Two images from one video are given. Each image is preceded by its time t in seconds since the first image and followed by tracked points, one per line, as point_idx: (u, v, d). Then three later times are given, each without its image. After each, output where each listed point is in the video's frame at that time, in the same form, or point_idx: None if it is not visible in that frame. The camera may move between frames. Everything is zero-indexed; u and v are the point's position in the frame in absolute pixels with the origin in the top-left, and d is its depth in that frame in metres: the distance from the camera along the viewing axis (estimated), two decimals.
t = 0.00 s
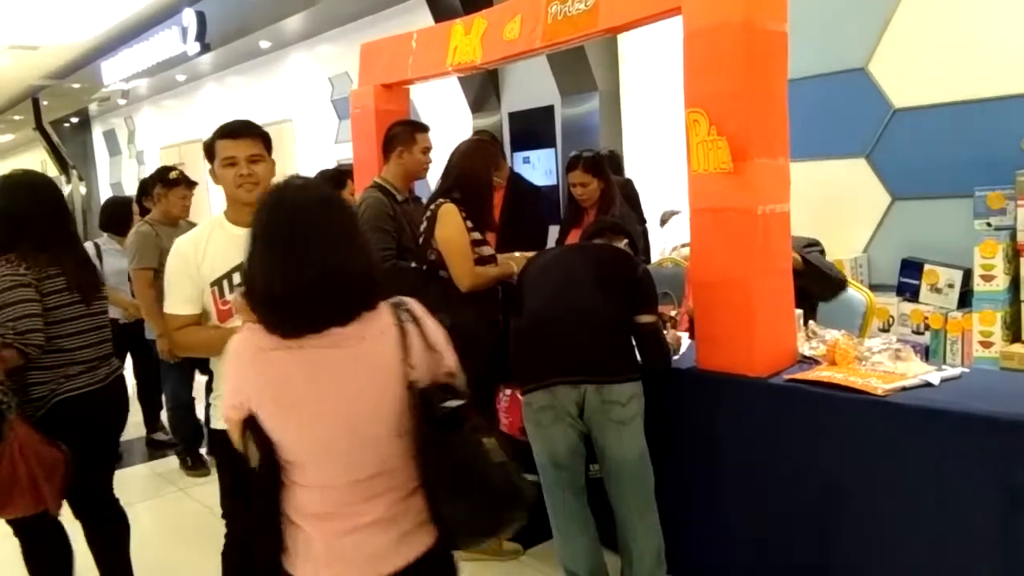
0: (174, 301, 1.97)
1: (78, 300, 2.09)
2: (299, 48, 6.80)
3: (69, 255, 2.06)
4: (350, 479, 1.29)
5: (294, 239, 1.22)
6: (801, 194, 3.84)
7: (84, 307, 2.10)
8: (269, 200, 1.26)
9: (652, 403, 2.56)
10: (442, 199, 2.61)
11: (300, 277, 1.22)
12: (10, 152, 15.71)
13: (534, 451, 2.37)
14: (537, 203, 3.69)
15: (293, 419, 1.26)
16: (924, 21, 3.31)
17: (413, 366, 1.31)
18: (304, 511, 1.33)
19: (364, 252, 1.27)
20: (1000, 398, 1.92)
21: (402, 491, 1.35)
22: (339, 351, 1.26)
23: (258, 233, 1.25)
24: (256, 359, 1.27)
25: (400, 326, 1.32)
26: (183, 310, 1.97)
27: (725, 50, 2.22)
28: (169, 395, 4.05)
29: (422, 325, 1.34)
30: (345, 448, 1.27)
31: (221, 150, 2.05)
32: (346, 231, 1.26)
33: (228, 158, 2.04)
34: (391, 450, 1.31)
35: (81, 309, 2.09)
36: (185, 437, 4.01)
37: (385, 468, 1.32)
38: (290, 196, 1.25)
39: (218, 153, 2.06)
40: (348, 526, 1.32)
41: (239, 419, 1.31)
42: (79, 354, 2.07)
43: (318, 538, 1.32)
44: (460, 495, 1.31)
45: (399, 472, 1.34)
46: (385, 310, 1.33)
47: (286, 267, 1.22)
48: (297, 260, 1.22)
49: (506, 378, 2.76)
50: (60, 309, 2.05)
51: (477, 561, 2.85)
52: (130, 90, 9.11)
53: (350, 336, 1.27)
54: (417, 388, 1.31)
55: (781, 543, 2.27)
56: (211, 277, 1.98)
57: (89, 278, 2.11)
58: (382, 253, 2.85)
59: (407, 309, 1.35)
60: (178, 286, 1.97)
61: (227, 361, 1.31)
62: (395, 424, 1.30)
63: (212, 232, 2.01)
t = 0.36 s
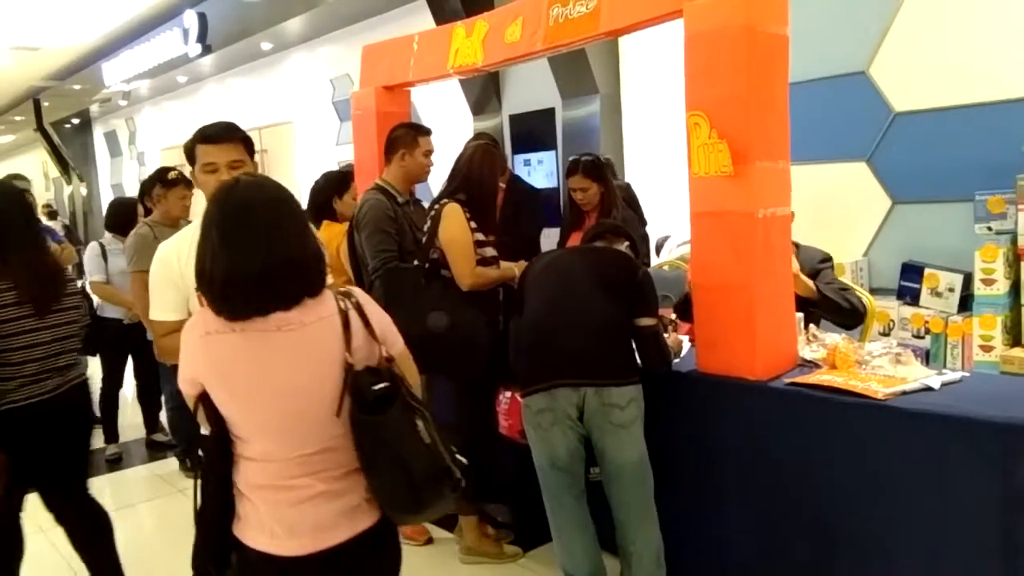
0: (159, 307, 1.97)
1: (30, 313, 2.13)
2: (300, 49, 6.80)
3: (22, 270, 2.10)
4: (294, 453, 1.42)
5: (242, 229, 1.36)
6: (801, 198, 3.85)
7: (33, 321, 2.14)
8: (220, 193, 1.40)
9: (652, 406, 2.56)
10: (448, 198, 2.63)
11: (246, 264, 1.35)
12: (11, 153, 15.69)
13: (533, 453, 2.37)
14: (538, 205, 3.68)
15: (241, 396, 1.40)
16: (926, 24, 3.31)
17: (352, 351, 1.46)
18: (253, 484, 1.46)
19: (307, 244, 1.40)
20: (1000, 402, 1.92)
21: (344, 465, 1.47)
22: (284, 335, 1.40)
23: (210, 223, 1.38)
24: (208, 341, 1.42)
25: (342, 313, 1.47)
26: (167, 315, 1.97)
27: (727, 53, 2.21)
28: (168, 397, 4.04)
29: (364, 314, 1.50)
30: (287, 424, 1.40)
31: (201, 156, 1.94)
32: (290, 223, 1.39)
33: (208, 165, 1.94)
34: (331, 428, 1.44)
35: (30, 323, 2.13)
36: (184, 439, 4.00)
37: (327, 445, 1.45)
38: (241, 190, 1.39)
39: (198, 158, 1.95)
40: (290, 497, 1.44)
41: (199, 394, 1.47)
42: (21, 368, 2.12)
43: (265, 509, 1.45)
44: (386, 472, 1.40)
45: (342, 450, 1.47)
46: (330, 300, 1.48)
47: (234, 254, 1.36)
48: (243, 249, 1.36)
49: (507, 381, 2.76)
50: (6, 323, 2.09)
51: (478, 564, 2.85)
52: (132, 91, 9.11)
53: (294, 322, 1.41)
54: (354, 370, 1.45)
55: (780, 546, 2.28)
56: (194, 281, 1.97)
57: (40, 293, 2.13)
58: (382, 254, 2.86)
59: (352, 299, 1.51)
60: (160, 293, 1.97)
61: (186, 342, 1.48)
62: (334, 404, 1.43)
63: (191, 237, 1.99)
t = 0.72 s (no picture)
0: (154, 311, 1.96)
1: None
2: (300, 51, 6.81)
3: None
4: (292, 440, 1.50)
5: (248, 229, 1.43)
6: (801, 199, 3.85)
7: None
8: (227, 195, 1.48)
9: (652, 407, 2.56)
10: (449, 199, 2.64)
11: (253, 262, 1.43)
12: (12, 155, 15.70)
13: (534, 454, 2.37)
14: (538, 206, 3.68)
15: (246, 386, 1.47)
16: (925, 26, 3.31)
17: (351, 348, 1.53)
18: (252, 468, 1.53)
19: (308, 245, 1.49)
20: (999, 402, 1.92)
21: (338, 452, 1.55)
22: (288, 332, 1.47)
23: (217, 223, 1.46)
24: (214, 336, 1.48)
25: (343, 313, 1.55)
26: (162, 318, 1.96)
27: (727, 54, 2.22)
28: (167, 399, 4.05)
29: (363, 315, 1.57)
30: (288, 413, 1.48)
31: (198, 164, 1.94)
32: (293, 224, 1.47)
33: (206, 174, 1.94)
34: (329, 417, 1.52)
35: None
36: (185, 441, 4.01)
37: (323, 433, 1.53)
38: (247, 195, 1.47)
39: (195, 165, 1.95)
40: (287, 480, 1.51)
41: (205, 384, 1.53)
42: None
43: (263, 491, 1.52)
44: (376, 464, 1.49)
45: (336, 438, 1.55)
46: (331, 300, 1.56)
47: (244, 255, 1.43)
48: (251, 248, 1.43)
49: (507, 383, 2.77)
50: None
51: (478, 565, 2.85)
52: (132, 93, 9.12)
53: (296, 319, 1.48)
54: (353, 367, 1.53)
55: (780, 547, 2.28)
56: (191, 285, 1.97)
57: None
58: (381, 255, 2.86)
59: (350, 298, 1.59)
60: (155, 294, 1.96)
61: (193, 335, 1.53)
62: (332, 395, 1.51)
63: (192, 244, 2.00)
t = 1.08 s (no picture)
0: (151, 311, 1.96)
1: None
2: (299, 54, 6.81)
3: None
4: (302, 425, 1.51)
5: (256, 229, 1.44)
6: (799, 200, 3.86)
7: None
8: (230, 195, 1.48)
9: (651, 409, 2.57)
10: (446, 200, 2.65)
11: (264, 262, 1.44)
12: (11, 158, 15.69)
13: (534, 455, 2.37)
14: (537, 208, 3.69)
15: (259, 374, 1.47)
16: (922, 26, 3.32)
17: (353, 339, 1.58)
18: (258, 455, 1.53)
19: (311, 244, 1.51)
20: (997, 403, 1.92)
21: (339, 438, 1.58)
22: (297, 324, 1.50)
23: (222, 224, 1.46)
24: (226, 332, 1.48)
25: (343, 305, 1.59)
26: (158, 318, 1.96)
27: (725, 56, 2.22)
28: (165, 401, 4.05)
29: (360, 307, 1.63)
30: (299, 400, 1.49)
31: (205, 166, 1.94)
32: (297, 223, 1.49)
33: (212, 177, 1.93)
34: (334, 404, 1.55)
35: None
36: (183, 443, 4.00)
37: (329, 418, 1.55)
38: (254, 195, 1.48)
39: (202, 167, 1.94)
40: (295, 465, 1.52)
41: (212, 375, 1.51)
42: None
43: (270, 477, 1.52)
44: (391, 441, 1.55)
45: (339, 422, 1.58)
46: (331, 294, 1.60)
47: (253, 254, 1.44)
48: (260, 248, 1.44)
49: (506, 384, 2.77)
50: None
51: (477, 566, 2.84)
52: (131, 96, 9.12)
53: (303, 314, 1.51)
54: (357, 356, 1.58)
55: (779, 548, 2.28)
56: (190, 286, 1.97)
57: None
58: (379, 257, 2.87)
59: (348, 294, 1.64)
60: (153, 295, 1.96)
61: (200, 327, 1.52)
62: (338, 381, 1.54)
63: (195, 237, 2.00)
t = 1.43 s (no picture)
0: (156, 301, 1.96)
1: None
2: (297, 52, 6.80)
3: None
4: (264, 422, 1.52)
5: (217, 230, 1.45)
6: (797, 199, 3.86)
7: None
8: (200, 197, 1.50)
9: (649, 408, 2.57)
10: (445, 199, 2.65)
11: (222, 259, 1.44)
12: (9, 156, 15.67)
13: (532, 454, 2.37)
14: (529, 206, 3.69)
15: (217, 372, 1.48)
16: (921, 25, 3.32)
17: (317, 336, 1.56)
18: (224, 449, 1.55)
19: (279, 244, 1.50)
20: (995, 401, 1.93)
21: (304, 433, 1.58)
22: (257, 322, 1.49)
23: (189, 224, 1.48)
24: (190, 328, 1.50)
25: (309, 305, 1.57)
26: (163, 310, 1.96)
27: (722, 56, 2.22)
28: (163, 400, 4.05)
29: (327, 308, 1.61)
30: (259, 397, 1.49)
31: (213, 157, 1.94)
32: (262, 222, 1.49)
33: (218, 168, 1.93)
34: (296, 402, 1.54)
35: None
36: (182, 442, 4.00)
37: (292, 415, 1.55)
38: (219, 197, 1.49)
39: (210, 158, 1.95)
40: (258, 459, 1.53)
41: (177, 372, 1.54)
42: None
43: (235, 470, 1.54)
44: (351, 441, 1.52)
45: (305, 419, 1.57)
46: (297, 294, 1.58)
47: (212, 254, 1.44)
48: (220, 245, 1.45)
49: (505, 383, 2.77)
50: None
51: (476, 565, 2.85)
52: (129, 94, 9.11)
53: (266, 312, 1.51)
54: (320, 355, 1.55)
55: (778, 546, 2.28)
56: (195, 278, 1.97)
57: None
58: (378, 255, 2.87)
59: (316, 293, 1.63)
60: (160, 287, 1.96)
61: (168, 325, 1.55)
62: (300, 379, 1.53)
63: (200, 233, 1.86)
